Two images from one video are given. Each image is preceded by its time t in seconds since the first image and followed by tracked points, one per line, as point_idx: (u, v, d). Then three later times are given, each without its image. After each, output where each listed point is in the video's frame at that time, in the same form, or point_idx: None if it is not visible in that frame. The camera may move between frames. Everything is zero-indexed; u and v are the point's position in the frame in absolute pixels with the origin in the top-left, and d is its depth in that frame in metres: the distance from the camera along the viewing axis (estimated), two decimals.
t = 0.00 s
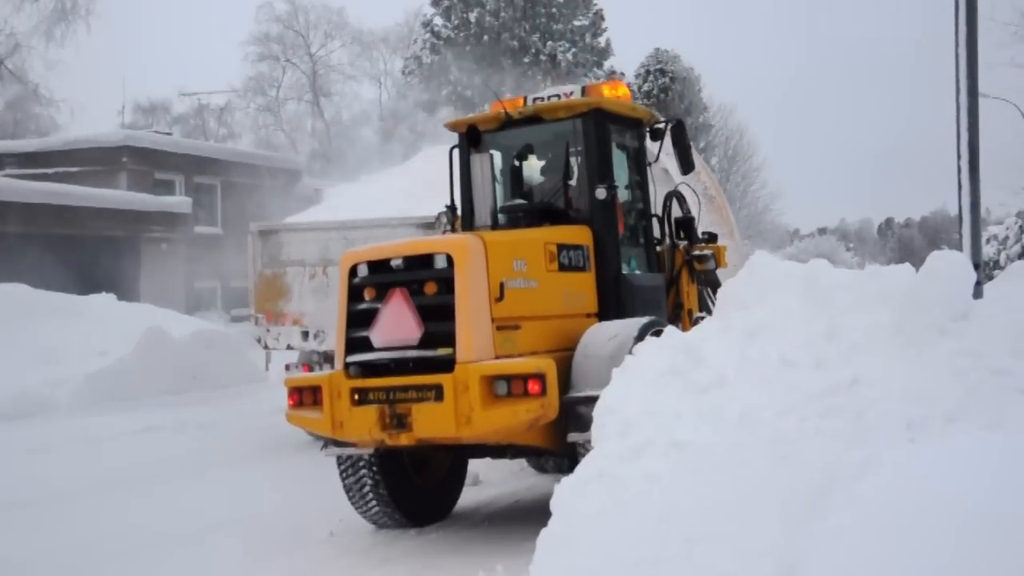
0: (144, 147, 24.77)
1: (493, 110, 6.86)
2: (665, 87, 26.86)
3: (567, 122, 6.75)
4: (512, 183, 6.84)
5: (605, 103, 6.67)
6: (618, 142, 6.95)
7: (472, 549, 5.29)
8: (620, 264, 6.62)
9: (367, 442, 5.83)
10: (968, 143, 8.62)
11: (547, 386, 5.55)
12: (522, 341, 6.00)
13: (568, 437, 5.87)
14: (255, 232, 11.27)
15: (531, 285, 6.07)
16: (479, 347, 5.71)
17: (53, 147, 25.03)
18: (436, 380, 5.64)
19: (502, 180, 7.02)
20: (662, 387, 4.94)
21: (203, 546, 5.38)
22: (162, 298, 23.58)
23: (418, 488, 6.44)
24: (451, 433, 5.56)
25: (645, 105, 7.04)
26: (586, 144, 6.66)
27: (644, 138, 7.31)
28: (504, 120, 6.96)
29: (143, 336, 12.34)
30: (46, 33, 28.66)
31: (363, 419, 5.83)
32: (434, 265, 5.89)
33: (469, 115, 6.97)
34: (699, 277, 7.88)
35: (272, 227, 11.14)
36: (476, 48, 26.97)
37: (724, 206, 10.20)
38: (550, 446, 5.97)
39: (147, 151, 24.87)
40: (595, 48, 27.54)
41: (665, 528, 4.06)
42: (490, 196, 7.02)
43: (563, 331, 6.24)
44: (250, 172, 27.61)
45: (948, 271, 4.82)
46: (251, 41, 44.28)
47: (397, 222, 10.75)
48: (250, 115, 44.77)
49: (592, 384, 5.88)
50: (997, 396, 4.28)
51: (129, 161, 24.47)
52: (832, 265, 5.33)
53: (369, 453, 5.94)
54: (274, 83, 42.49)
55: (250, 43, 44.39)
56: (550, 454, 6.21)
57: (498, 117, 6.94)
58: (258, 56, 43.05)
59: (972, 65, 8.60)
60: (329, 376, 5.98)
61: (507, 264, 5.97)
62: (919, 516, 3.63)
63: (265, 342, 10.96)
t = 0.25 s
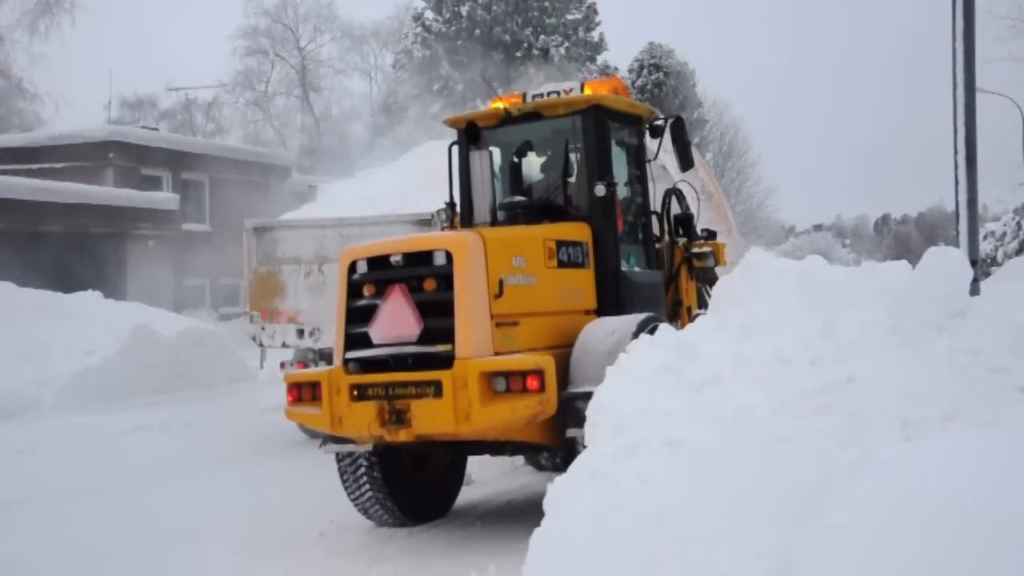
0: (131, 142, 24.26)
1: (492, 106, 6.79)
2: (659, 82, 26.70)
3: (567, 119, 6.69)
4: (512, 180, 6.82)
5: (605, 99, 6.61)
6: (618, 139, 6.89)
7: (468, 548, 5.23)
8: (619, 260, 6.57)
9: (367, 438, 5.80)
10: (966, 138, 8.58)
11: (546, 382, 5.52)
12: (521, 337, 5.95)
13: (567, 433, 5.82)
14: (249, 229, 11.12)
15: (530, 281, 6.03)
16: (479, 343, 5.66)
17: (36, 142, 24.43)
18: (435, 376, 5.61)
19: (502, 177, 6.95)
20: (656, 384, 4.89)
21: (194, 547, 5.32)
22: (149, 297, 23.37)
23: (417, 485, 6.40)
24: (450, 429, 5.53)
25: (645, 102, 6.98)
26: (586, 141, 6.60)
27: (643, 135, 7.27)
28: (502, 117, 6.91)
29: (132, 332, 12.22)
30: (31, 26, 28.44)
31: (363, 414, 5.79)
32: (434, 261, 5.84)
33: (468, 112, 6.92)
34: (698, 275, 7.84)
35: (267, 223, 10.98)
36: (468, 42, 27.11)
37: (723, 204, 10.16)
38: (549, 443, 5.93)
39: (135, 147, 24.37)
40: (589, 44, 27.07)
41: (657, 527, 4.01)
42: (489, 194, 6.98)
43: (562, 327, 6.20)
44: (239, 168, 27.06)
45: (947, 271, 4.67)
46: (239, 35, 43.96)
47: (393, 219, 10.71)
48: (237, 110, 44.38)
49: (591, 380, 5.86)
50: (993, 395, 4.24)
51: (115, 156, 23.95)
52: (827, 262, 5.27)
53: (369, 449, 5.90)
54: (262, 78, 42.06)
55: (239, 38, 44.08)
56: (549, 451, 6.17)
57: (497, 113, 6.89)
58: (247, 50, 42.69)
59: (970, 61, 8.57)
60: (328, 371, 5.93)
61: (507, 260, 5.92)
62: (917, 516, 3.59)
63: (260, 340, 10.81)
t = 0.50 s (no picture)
0: (114, 139, 23.81)
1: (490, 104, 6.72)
2: (651, 78, 26.69)
3: (565, 118, 6.63)
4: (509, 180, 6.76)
5: (603, 98, 6.55)
6: (616, 138, 6.83)
7: (461, 550, 5.18)
8: (617, 258, 6.52)
9: (366, 436, 5.74)
10: (960, 134, 8.55)
11: (544, 379, 5.50)
12: (519, 335, 5.91)
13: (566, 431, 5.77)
14: (245, 228, 10.86)
15: (529, 279, 5.98)
16: (477, 342, 5.62)
17: (16, 138, 23.89)
18: (434, 374, 5.56)
19: (501, 176, 6.82)
20: (646, 385, 4.82)
21: (183, 552, 5.25)
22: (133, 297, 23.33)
23: (416, 484, 6.36)
24: (449, 427, 5.48)
25: (643, 101, 6.91)
26: (584, 139, 6.55)
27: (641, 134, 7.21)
28: (501, 116, 6.81)
29: (117, 332, 11.96)
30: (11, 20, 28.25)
31: (361, 412, 5.73)
32: (432, 260, 5.79)
33: (465, 111, 6.85)
34: (696, 274, 7.77)
35: (262, 223, 10.77)
36: (456, 37, 26.89)
37: (719, 202, 10.12)
38: (547, 441, 5.89)
39: (118, 144, 23.92)
40: (578, 38, 27.22)
41: (650, 529, 3.96)
42: (488, 193, 6.76)
43: (560, 326, 6.16)
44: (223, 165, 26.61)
45: (941, 268, 4.63)
46: (223, 31, 43.60)
47: (390, 220, 10.52)
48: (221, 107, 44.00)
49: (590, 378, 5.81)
50: (987, 394, 4.20)
51: (98, 152, 23.48)
52: (820, 261, 5.20)
53: (368, 447, 5.84)
54: (246, 72, 41.23)
55: (222, 32, 43.68)
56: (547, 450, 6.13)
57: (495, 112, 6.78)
58: (231, 45, 42.23)
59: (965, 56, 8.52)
60: (327, 369, 5.86)
61: (505, 259, 5.88)
62: (913, 518, 3.53)
63: (255, 340, 10.56)
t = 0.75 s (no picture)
0: (102, 139, 23.67)
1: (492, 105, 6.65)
2: (648, 77, 26.61)
3: (567, 119, 6.55)
4: (512, 180, 6.69)
5: (605, 99, 6.48)
6: (619, 139, 6.76)
7: (460, 556, 5.10)
8: (620, 260, 6.44)
9: (371, 438, 5.68)
10: (962, 134, 8.49)
11: (549, 381, 5.42)
12: (523, 337, 5.84)
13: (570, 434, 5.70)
14: (243, 228, 10.41)
15: (533, 281, 5.92)
16: (482, 343, 5.55)
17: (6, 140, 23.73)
18: (438, 375, 5.50)
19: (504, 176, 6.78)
20: (644, 387, 4.74)
21: (178, 560, 5.18)
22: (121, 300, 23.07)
23: (418, 486, 6.31)
24: (453, 429, 5.42)
25: (646, 101, 6.83)
26: (586, 140, 6.47)
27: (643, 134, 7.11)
28: (503, 117, 6.75)
29: (104, 338, 11.85)
30: None
31: (365, 414, 5.67)
32: (436, 261, 5.73)
33: (467, 112, 6.79)
34: (699, 275, 7.69)
35: (261, 224, 10.30)
36: (450, 35, 27.07)
37: (720, 203, 10.06)
38: (552, 444, 5.82)
39: (105, 143, 23.80)
40: (574, 36, 26.94)
41: (647, 535, 3.89)
42: (492, 187, 6.84)
43: (564, 327, 6.09)
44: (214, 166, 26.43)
45: (944, 268, 4.55)
46: (213, 30, 43.36)
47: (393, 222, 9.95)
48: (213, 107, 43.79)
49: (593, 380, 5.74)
50: (991, 397, 4.12)
51: (85, 153, 23.39)
52: (820, 261, 5.12)
53: (371, 449, 5.79)
54: (238, 72, 41.11)
55: (213, 31, 43.45)
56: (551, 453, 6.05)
57: (497, 112, 6.73)
58: (222, 44, 41.98)
59: (967, 54, 8.45)
60: (330, 372, 5.81)
61: (509, 260, 5.81)
62: (915, 525, 3.45)
63: (255, 343, 10.21)
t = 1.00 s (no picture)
0: (89, 136, 23.46)
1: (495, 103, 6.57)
2: (646, 72, 26.52)
3: (571, 117, 6.48)
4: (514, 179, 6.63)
5: (610, 97, 6.40)
6: (623, 138, 6.68)
7: (456, 560, 5.03)
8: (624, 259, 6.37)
9: (375, 438, 5.61)
10: (965, 130, 8.42)
11: (555, 380, 5.35)
12: (527, 336, 5.78)
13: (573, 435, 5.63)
14: (242, 228, 10.06)
15: (537, 280, 5.86)
16: (487, 342, 5.49)
17: None
18: (443, 374, 5.44)
19: (508, 176, 6.70)
20: (643, 389, 4.66)
21: (173, 565, 5.10)
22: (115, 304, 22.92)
23: (421, 486, 6.24)
24: (458, 428, 5.36)
25: (650, 99, 6.74)
26: (590, 139, 6.39)
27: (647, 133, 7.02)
28: (506, 114, 6.65)
29: (92, 336, 11.81)
30: None
31: (369, 414, 5.59)
32: (440, 260, 5.66)
33: (471, 110, 6.72)
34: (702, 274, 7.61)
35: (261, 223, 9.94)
36: (444, 29, 26.83)
37: (723, 201, 10.01)
38: (557, 444, 5.75)
39: (92, 141, 23.54)
40: (572, 31, 26.78)
41: (646, 538, 3.80)
42: (496, 185, 6.75)
43: (568, 326, 6.02)
44: (206, 164, 26.25)
45: (948, 266, 4.47)
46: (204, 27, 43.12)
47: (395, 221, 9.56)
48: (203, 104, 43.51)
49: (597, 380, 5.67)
50: (996, 397, 4.04)
51: (72, 151, 23.15)
52: (822, 260, 5.05)
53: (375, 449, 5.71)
54: (229, 68, 40.93)
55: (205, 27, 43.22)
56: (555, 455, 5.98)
57: (500, 110, 6.64)
58: (213, 41, 41.75)
59: (969, 50, 8.38)
60: (335, 371, 5.74)
61: (513, 259, 5.75)
62: (915, 525, 3.38)
63: (254, 343, 9.85)
